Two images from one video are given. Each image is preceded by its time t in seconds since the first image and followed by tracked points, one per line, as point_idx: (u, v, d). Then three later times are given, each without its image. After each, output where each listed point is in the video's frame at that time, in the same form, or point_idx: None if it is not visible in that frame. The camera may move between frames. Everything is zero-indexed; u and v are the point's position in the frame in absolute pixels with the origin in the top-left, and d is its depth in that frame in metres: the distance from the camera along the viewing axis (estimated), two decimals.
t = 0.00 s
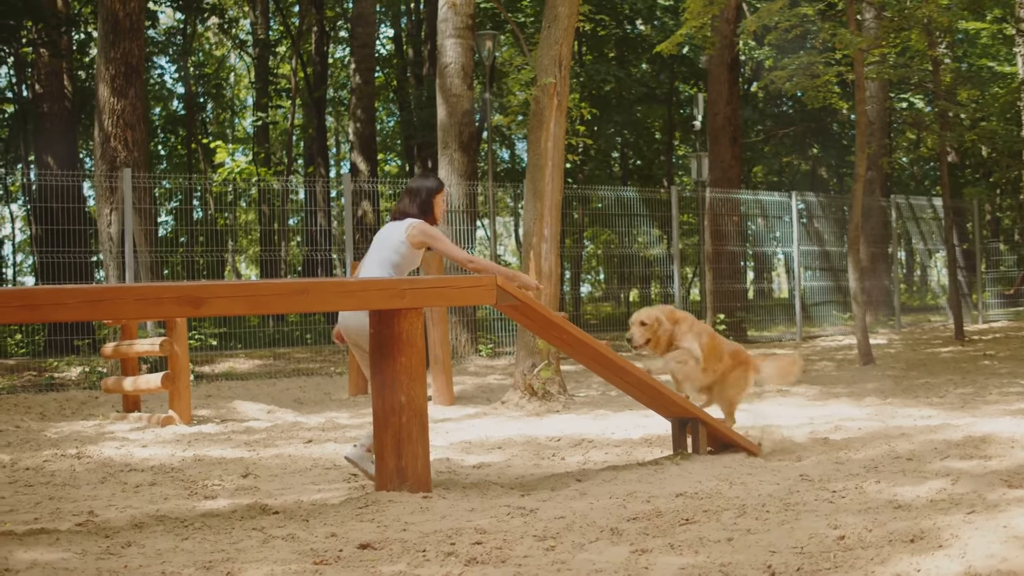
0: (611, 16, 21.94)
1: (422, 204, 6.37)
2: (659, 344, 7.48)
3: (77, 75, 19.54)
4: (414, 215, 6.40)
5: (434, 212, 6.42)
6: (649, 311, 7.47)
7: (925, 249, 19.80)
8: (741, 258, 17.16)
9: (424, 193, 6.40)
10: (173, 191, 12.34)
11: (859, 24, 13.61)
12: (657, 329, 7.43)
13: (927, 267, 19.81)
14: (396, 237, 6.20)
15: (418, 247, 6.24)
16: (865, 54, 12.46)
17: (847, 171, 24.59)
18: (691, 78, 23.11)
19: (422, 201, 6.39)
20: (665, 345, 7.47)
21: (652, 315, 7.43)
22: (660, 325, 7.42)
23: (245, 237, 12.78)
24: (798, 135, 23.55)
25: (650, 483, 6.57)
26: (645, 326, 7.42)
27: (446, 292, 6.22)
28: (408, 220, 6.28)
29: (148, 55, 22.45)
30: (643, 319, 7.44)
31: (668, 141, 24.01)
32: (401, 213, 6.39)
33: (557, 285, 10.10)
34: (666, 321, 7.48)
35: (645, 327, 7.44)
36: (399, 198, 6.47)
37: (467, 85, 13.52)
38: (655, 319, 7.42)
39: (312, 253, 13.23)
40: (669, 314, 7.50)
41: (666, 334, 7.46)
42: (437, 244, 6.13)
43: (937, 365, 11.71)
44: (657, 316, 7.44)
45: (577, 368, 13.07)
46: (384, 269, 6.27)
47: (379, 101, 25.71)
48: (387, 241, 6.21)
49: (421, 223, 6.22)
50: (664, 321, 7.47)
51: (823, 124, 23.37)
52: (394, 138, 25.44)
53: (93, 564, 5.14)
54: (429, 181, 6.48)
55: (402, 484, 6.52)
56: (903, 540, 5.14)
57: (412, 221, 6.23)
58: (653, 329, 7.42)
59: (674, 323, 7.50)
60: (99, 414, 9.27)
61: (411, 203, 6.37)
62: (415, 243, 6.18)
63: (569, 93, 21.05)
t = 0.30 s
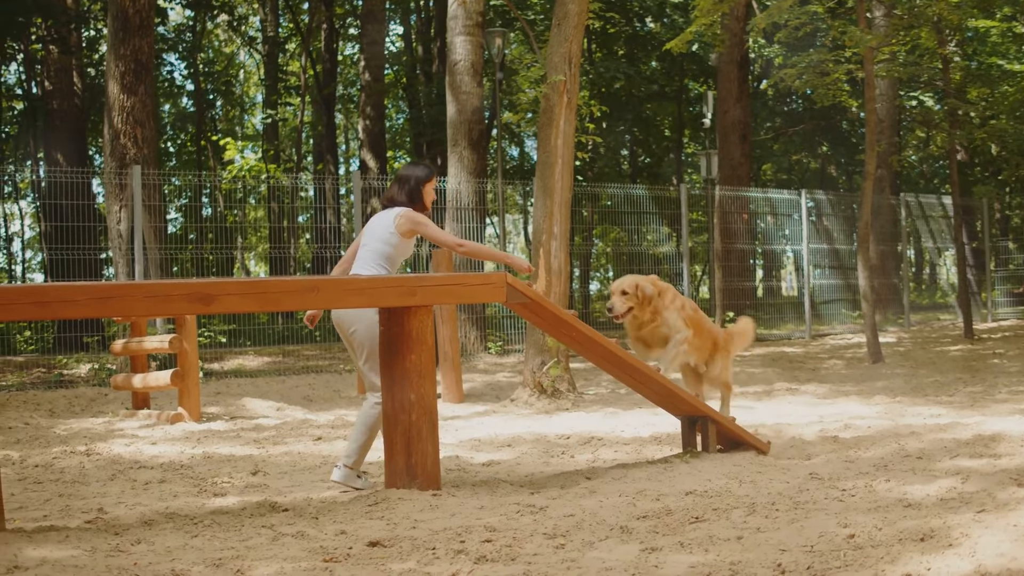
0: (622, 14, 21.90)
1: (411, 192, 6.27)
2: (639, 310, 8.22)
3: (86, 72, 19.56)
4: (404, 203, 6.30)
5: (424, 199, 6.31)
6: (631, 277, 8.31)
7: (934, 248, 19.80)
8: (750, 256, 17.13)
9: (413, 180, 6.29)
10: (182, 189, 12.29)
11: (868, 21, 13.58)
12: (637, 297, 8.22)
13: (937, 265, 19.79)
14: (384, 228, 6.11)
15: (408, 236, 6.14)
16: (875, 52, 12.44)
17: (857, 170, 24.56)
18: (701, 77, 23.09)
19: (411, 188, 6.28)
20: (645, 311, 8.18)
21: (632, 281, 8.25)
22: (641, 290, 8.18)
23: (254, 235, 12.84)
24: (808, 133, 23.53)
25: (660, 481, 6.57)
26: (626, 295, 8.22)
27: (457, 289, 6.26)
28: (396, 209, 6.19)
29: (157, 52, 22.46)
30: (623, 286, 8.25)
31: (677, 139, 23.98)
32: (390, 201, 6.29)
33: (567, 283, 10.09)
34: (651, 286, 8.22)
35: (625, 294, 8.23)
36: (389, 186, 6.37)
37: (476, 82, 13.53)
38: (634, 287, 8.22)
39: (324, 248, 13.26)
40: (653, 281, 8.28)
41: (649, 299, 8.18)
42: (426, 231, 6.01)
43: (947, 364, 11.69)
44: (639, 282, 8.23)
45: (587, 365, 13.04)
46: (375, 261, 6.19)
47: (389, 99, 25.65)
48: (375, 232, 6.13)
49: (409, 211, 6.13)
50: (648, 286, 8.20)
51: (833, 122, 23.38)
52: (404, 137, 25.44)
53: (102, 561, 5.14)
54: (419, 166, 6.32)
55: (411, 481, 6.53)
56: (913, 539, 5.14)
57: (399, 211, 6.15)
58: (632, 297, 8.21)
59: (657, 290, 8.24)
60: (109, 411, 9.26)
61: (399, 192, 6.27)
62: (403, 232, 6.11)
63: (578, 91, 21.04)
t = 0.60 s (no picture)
0: (636, 20, 21.93)
1: (398, 196, 6.15)
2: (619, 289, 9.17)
3: (101, 77, 19.58)
4: (391, 208, 6.18)
5: (411, 204, 6.18)
6: (612, 258, 9.31)
7: (948, 254, 19.81)
8: (764, 262, 17.12)
9: (399, 185, 6.17)
10: (197, 195, 12.34)
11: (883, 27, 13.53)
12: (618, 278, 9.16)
13: (951, 272, 19.79)
14: (372, 234, 6.00)
15: (397, 240, 6.02)
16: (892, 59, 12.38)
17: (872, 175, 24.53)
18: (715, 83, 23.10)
19: (398, 193, 6.16)
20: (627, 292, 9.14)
21: (613, 262, 9.20)
22: (622, 270, 9.15)
23: (268, 240, 12.79)
24: (822, 139, 23.55)
25: (676, 488, 6.56)
26: (607, 276, 9.17)
27: (473, 295, 6.27)
28: (383, 214, 6.08)
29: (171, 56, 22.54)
30: (604, 267, 9.22)
31: (691, 145, 23.95)
32: (378, 206, 6.19)
33: (582, 289, 10.13)
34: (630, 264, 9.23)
35: (604, 273, 9.20)
36: (378, 190, 6.27)
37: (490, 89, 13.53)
38: (618, 268, 9.17)
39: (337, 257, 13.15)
40: (634, 261, 9.26)
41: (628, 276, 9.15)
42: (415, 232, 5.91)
43: (962, 371, 11.66)
44: (619, 260, 9.21)
45: (601, 371, 13.02)
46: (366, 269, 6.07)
47: (403, 105, 25.58)
48: (364, 239, 6.03)
49: (396, 215, 6.00)
50: (627, 264, 9.22)
51: (848, 128, 23.42)
52: (418, 141, 25.45)
53: (119, 567, 5.15)
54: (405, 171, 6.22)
55: (426, 488, 6.54)
56: (930, 547, 5.14)
57: (386, 215, 6.02)
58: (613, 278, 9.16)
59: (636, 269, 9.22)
60: (123, 416, 9.27)
61: (386, 196, 6.17)
62: (391, 237, 5.98)
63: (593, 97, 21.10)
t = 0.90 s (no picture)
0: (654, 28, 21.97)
1: (388, 197, 6.10)
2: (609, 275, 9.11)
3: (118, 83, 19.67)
4: (383, 210, 6.14)
5: (402, 204, 6.12)
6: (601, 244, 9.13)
7: (966, 263, 19.79)
8: (782, 271, 17.09)
9: (390, 186, 6.12)
10: (214, 202, 12.31)
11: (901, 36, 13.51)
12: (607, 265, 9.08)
13: (968, 281, 19.77)
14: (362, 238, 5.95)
15: (388, 244, 5.96)
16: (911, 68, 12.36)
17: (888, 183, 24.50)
18: (733, 91, 23.10)
19: (389, 194, 6.11)
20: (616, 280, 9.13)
21: (605, 250, 9.05)
22: (613, 259, 9.07)
23: (285, 247, 12.78)
24: (840, 147, 23.53)
25: (694, 498, 6.55)
26: (597, 263, 9.03)
27: (492, 303, 6.27)
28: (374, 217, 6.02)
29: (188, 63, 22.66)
30: (594, 254, 9.05)
31: (709, 153, 23.91)
32: (370, 208, 6.14)
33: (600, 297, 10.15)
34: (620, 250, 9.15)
35: (595, 260, 9.06)
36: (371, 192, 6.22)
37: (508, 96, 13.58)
38: (608, 255, 9.07)
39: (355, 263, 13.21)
40: (623, 247, 9.21)
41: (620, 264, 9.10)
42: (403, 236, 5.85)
43: (980, 380, 11.61)
44: (610, 247, 9.08)
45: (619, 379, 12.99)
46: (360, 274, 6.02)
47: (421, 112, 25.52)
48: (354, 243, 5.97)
49: (385, 218, 5.94)
50: (618, 250, 9.13)
51: (865, 137, 23.41)
52: (435, 148, 25.47)
53: (138, 575, 5.14)
54: (398, 171, 6.16)
55: (445, 497, 6.52)
56: (949, 557, 5.14)
57: (375, 218, 5.96)
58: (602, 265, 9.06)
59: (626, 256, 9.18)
60: (141, 423, 9.28)
61: (377, 198, 6.11)
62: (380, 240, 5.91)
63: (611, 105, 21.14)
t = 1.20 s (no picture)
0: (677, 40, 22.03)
1: (378, 197, 5.85)
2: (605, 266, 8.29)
3: (142, 96, 19.75)
4: (374, 208, 5.90)
5: (393, 205, 5.87)
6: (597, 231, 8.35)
7: (989, 275, 19.77)
8: (806, 283, 17.09)
9: (381, 184, 5.86)
10: (238, 214, 12.27)
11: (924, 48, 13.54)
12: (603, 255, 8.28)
13: (991, 292, 19.77)
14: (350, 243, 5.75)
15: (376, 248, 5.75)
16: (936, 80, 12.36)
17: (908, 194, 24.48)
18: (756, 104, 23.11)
19: (378, 193, 5.85)
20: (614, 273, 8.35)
21: (601, 237, 8.26)
22: (611, 249, 8.27)
23: (308, 259, 12.90)
24: (862, 160, 23.53)
25: (720, 511, 6.54)
26: (592, 254, 8.24)
27: (518, 316, 6.27)
28: (364, 219, 5.81)
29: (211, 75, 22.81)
30: (590, 241, 8.29)
31: (731, 165, 23.88)
32: (362, 207, 5.92)
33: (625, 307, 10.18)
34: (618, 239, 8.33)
35: (591, 248, 8.27)
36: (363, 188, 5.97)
37: (532, 108, 13.72)
38: (605, 244, 8.26)
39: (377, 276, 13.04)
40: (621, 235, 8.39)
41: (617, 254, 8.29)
42: (388, 241, 5.59)
43: (1006, 393, 11.55)
44: (608, 235, 8.26)
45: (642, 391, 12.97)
46: (351, 279, 5.86)
47: (442, 124, 25.57)
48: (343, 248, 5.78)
49: (373, 221, 5.72)
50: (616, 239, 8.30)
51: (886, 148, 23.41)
52: (457, 160, 25.54)
53: None
54: (390, 169, 5.88)
55: (470, 510, 6.50)
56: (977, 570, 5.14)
57: (363, 222, 5.75)
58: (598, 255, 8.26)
59: (624, 245, 8.38)
60: (164, 435, 9.28)
61: (368, 197, 5.87)
62: (368, 245, 5.72)
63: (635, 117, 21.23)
